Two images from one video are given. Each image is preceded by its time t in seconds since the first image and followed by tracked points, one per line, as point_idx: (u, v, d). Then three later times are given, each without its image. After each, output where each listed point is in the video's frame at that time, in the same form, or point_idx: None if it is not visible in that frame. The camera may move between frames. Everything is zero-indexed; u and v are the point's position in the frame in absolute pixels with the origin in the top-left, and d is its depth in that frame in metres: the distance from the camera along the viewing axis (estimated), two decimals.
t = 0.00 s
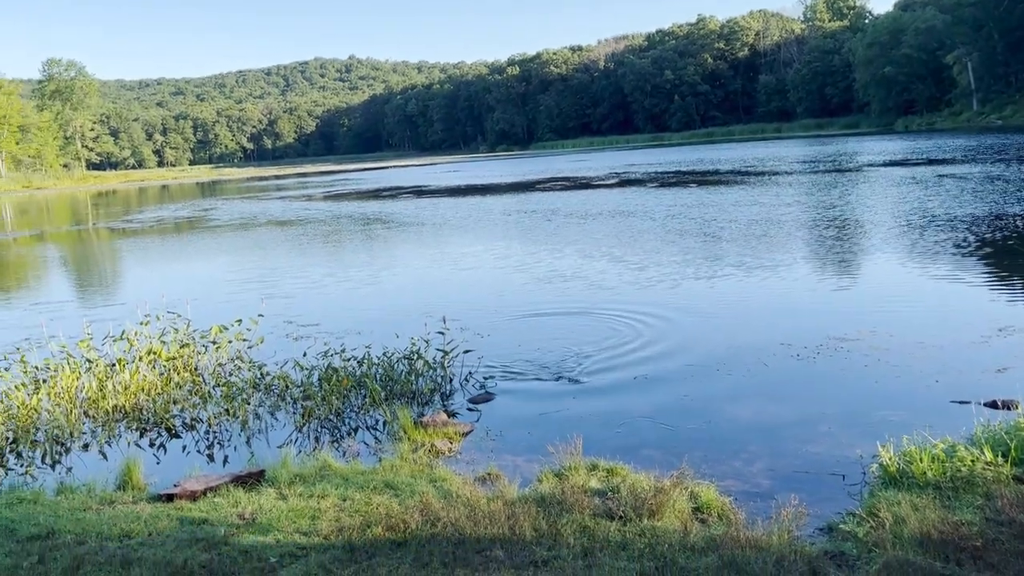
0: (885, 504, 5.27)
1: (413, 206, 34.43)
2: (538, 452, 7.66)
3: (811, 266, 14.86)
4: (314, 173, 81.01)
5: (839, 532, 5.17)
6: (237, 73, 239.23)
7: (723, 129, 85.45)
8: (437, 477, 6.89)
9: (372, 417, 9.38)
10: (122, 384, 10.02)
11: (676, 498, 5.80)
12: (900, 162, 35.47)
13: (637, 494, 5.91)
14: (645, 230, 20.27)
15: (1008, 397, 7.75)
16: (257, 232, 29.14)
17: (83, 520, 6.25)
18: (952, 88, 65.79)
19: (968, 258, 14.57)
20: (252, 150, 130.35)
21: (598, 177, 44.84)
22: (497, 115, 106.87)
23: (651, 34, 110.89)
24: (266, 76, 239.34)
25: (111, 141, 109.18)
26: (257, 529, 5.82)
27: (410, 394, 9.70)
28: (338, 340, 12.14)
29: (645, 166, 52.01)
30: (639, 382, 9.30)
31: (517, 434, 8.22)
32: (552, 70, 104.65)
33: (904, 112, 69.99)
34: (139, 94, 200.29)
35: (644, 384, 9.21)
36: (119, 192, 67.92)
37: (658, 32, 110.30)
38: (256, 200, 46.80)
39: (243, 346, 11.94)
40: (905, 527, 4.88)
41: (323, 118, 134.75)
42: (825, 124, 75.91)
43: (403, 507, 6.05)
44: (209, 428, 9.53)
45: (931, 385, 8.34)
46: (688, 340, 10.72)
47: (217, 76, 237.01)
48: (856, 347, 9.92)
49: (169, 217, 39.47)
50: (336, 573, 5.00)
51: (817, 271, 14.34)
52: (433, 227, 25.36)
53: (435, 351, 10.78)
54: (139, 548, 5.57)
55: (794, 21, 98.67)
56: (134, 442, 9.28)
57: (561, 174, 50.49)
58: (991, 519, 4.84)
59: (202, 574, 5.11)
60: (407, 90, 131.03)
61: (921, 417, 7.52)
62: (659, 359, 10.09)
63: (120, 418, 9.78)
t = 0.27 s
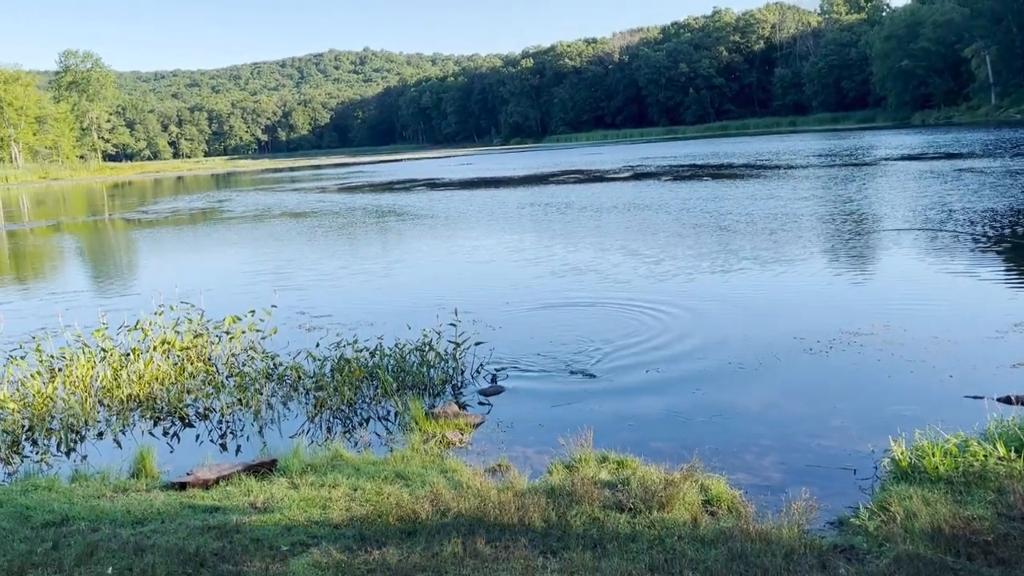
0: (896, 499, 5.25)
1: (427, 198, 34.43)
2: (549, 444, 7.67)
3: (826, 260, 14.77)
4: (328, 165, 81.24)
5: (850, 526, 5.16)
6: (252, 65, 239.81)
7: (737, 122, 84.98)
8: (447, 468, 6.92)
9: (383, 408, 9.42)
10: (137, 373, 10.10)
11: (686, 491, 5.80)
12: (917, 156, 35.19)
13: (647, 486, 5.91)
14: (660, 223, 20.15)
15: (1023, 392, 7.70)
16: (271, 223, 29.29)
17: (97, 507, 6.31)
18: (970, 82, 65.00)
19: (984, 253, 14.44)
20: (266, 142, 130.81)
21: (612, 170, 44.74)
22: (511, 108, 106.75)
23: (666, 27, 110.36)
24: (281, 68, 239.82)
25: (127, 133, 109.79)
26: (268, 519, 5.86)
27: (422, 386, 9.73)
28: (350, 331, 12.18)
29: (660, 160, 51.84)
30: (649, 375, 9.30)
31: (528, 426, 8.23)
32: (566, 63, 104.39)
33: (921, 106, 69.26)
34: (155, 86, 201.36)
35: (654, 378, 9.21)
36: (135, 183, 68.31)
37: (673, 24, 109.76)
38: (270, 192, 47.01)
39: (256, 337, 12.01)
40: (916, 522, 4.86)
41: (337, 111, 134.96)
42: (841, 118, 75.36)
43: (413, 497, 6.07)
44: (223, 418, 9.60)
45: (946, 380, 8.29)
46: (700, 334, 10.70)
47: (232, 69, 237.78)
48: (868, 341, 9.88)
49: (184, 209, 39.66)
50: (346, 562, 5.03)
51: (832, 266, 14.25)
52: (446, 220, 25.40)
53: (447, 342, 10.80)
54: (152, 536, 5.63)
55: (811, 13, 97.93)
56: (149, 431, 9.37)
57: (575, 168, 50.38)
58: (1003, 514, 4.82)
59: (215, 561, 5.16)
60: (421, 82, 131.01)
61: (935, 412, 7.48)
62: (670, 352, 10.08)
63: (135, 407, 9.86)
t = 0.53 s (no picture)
0: (900, 497, 5.25)
1: (436, 194, 34.39)
2: (554, 440, 7.68)
3: (834, 258, 14.69)
4: (338, 160, 81.40)
5: (853, 524, 5.17)
6: (262, 60, 240.38)
7: (748, 119, 84.66)
8: (452, 463, 6.95)
9: (389, 403, 9.45)
10: (145, 367, 10.16)
11: (690, 488, 5.80)
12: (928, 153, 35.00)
13: (651, 483, 5.92)
14: (669, 220, 20.02)
15: None
16: (280, 218, 29.38)
17: (104, 500, 6.36)
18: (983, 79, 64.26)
19: (994, 251, 14.34)
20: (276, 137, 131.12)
21: (622, 166, 44.66)
22: (521, 103, 106.69)
23: (676, 23, 110.02)
24: (292, 63, 240.12)
25: (138, 127, 110.12)
26: (275, 512, 5.89)
27: (428, 381, 9.76)
28: (357, 327, 12.22)
29: (669, 156, 51.71)
30: (653, 373, 9.29)
31: (533, 422, 8.24)
32: (576, 59, 104.23)
33: (933, 103, 68.73)
34: (166, 80, 201.94)
35: (659, 375, 9.19)
36: (145, 177, 68.53)
37: (684, 20, 109.46)
38: (280, 186, 47.16)
39: (264, 331, 12.06)
40: (921, 520, 4.86)
41: (347, 106, 135.10)
42: (853, 114, 74.96)
43: (418, 492, 6.10)
44: (230, 412, 9.66)
45: (955, 378, 8.27)
46: (705, 331, 10.68)
47: (243, 64, 238.38)
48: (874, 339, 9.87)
49: (193, 203, 39.76)
50: (351, 555, 5.06)
51: (840, 264, 14.19)
52: (455, 215, 25.43)
53: (453, 338, 10.83)
54: (158, 529, 5.67)
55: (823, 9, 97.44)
56: (156, 425, 9.43)
57: (584, 163, 50.32)
58: (1007, 513, 4.81)
59: (220, 554, 5.20)
60: (431, 77, 130.97)
61: (941, 411, 7.46)
62: (676, 349, 10.07)
63: (143, 400, 9.92)
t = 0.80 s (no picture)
0: (905, 500, 5.26)
1: (440, 192, 34.38)
2: (558, 439, 7.68)
3: (839, 258, 14.64)
4: (343, 157, 81.48)
5: (858, 526, 5.18)
6: (267, 56, 240.62)
7: (752, 117, 84.50)
8: (457, 462, 6.95)
9: (394, 401, 9.45)
10: (150, 364, 10.18)
11: (694, 489, 5.81)
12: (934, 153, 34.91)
13: (655, 484, 5.93)
14: (675, 220, 19.95)
15: None
16: (285, 215, 29.46)
17: (109, 497, 6.37)
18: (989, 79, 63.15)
19: (999, 251, 14.29)
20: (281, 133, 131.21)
21: (627, 164, 44.64)
22: (525, 101, 106.68)
23: (681, 21, 109.91)
24: (296, 59, 240.16)
25: (143, 123, 110.32)
26: (279, 510, 5.91)
27: (432, 379, 9.76)
28: (361, 325, 12.22)
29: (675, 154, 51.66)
30: (657, 372, 9.29)
31: (537, 422, 8.25)
32: (580, 56, 104.21)
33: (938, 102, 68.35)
34: (171, 76, 202.34)
35: (665, 374, 9.19)
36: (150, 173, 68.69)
37: (689, 18, 109.36)
38: (285, 183, 47.25)
39: (268, 329, 12.08)
40: (926, 523, 4.86)
41: (352, 102, 135.14)
42: (858, 113, 74.76)
43: (423, 492, 6.11)
44: (234, 409, 9.68)
45: (963, 379, 8.26)
46: (712, 330, 10.67)
47: (248, 60, 238.70)
48: (879, 340, 9.87)
49: (198, 199, 39.84)
50: (355, 555, 5.07)
51: (846, 264, 14.16)
52: (460, 213, 25.46)
53: (458, 336, 10.84)
54: (163, 527, 5.68)
55: (829, 8, 97.20)
56: (161, 422, 9.45)
57: (589, 161, 50.29)
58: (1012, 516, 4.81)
59: (225, 552, 5.22)
60: (435, 74, 130.93)
61: (946, 413, 7.45)
62: (682, 348, 10.06)
63: (148, 397, 9.94)
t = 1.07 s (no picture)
0: (904, 500, 5.27)
1: (438, 190, 34.35)
2: (556, 438, 7.67)
3: (835, 258, 14.66)
4: (340, 155, 81.50)
5: (857, 526, 5.19)
6: (265, 54, 240.65)
7: (750, 117, 84.58)
8: (455, 460, 6.94)
9: (391, 399, 9.45)
10: (147, 361, 10.17)
11: (693, 488, 5.81)
12: (931, 154, 34.97)
13: (654, 483, 5.92)
14: (674, 219, 19.90)
15: None
16: (283, 213, 29.49)
17: (107, 494, 6.35)
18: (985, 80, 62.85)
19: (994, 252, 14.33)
20: (278, 131, 131.31)
21: (625, 164, 44.70)
22: (523, 100, 106.76)
23: (679, 20, 110.03)
24: (294, 57, 239.92)
25: (140, 120, 110.25)
26: (278, 508, 5.91)
27: (430, 377, 9.74)
28: (359, 323, 12.22)
29: (672, 154, 51.73)
30: (654, 372, 9.29)
31: (535, 420, 8.25)
32: (578, 56, 104.34)
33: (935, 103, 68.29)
34: (168, 74, 201.95)
35: (665, 373, 9.18)
36: (147, 171, 68.62)
37: (687, 18, 109.47)
38: (283, 181, 47.26)
39: (266, 327, 12.07)
40: (925, 522, 4.87)
41: (349, 100, 135.12)
42: (855, 114, 74.84)
43: (421, 489, 6.11)
44: (232, 407, 9.66)
45: (963, 379, 8.28)
46: (711, 329, 10.68)
47: (246, 58, 238.62)
48: (877, 339, 9.89)
49: (195, 197, 39.80)
50: (353, 553, 5.06)
51: (841, 264, 14.20)
52: (458, 211, 25.50)
53: (456, 335, 10.82)
54: (161, 524, 5.66)
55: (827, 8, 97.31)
56: (158, 418, 9.44)
57: (587, 161, 50.34)
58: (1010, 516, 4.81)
59: (223, 549, 5.21)
60: (433, 73, 130.91)
61: (945, 413, 7.46)
62: (681, 347, 10.06)
63: (146, 394, 9.92)
